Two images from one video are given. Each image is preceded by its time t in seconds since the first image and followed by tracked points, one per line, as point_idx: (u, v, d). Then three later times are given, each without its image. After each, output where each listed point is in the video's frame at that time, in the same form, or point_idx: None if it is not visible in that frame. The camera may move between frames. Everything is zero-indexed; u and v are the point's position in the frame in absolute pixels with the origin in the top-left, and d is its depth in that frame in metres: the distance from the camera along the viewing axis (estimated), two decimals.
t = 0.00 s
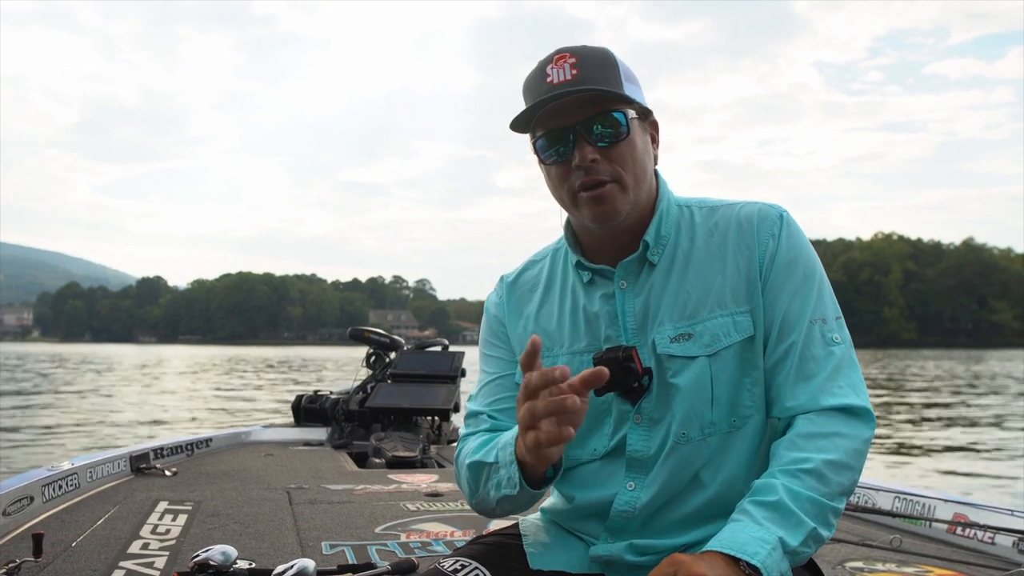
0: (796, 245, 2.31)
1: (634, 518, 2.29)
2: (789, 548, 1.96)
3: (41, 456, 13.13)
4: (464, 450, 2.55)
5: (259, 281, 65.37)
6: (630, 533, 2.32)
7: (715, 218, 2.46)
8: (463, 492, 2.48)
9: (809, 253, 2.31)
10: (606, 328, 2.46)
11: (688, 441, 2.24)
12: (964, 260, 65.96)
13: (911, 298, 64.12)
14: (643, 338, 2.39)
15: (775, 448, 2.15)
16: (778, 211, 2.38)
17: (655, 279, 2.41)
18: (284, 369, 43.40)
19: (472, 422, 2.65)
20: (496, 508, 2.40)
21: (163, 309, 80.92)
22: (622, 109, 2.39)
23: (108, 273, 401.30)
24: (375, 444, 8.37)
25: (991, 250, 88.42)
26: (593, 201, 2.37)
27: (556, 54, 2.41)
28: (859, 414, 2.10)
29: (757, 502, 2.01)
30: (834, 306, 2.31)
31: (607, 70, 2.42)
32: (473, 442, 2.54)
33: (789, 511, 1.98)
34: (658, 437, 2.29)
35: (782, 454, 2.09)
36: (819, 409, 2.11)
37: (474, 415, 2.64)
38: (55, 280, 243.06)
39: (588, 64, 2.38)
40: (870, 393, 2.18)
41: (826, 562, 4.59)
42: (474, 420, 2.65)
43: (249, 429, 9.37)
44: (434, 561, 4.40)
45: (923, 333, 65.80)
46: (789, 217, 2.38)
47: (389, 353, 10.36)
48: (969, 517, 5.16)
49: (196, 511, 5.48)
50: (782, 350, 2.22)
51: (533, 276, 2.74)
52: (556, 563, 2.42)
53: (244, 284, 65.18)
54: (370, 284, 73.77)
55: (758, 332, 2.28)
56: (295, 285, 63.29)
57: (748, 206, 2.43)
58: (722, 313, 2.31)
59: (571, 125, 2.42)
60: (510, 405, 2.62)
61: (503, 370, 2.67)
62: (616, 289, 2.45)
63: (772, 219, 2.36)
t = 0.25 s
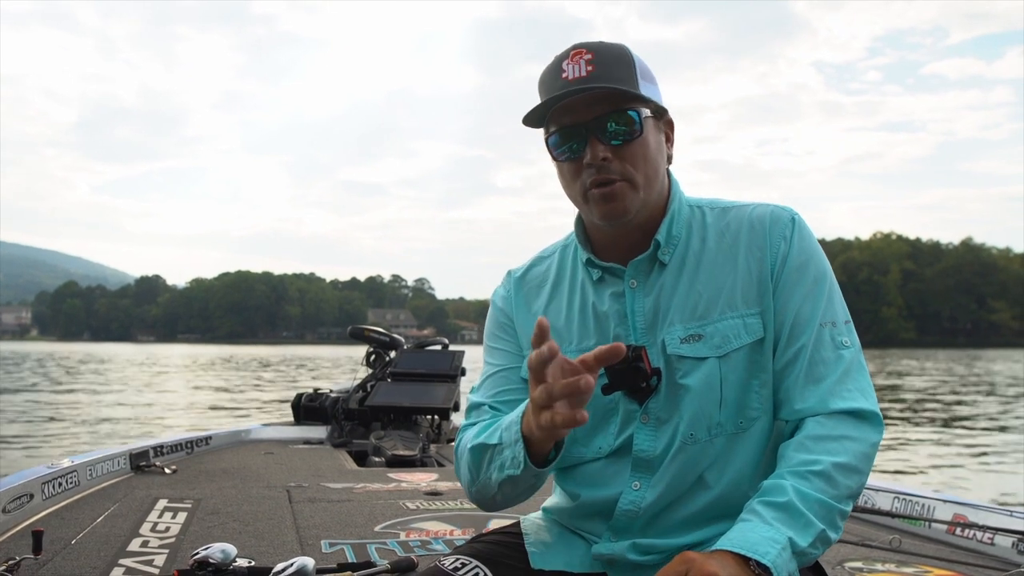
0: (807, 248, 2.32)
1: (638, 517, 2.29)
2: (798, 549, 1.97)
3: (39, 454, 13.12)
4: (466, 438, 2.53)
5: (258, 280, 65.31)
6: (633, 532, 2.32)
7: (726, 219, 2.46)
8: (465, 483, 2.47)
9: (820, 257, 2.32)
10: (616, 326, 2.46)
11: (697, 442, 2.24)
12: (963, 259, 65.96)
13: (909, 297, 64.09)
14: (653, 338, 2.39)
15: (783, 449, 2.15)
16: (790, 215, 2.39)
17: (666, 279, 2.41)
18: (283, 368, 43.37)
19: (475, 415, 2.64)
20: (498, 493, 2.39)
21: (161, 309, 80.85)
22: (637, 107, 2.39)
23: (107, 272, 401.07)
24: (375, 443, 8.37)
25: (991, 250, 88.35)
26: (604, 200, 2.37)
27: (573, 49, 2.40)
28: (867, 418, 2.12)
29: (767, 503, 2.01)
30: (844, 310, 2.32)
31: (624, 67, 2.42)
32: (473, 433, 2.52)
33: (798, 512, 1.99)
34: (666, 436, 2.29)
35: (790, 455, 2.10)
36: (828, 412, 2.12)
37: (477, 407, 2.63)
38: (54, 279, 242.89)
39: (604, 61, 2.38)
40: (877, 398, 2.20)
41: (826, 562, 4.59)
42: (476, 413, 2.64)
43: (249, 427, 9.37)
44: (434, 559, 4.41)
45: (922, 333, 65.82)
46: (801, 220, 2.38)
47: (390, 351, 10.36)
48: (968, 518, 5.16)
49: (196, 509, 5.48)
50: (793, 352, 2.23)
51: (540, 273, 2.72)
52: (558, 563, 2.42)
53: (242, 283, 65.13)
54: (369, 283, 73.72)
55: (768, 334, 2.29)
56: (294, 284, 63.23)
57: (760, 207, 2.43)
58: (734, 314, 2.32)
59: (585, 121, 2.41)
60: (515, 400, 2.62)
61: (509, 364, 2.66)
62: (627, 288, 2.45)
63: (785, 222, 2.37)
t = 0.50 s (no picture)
0: (818, 255, 2.32)
1: (639, 515, 2.29)
2: (796, 551, 1.97)
3: (35, 454, 13.09)
4: (475, 432, 2.54)
5: (254, 280, 65.31)
6: (632, 530, 2.32)
7: (736, 223, 2.45)
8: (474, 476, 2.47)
9: (829, 264, 2.32)
10: (624, 324, 2.46)
11: (700, 441, 2.24)
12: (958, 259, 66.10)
13: (906, 298, 64.23)
14: (661, 336, 2.38)
15: (784, 451, 2.15)
16: (801, 219, 2.38)
17: (675, 281, 2.41)
18: (279, 368, 43.31)
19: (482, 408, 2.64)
20: (506, 491, 2.40)
21: (157, 309, 80.67)
22: (606, 130, 2.33)
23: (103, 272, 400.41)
24: (374, 443, 8.36)
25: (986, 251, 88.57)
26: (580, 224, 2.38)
27: (547, 74, 2.43)
28: (870, 425, 2.12)
29: (767, 505, 2.01)
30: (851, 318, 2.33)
31: (598, 86, 2.37)
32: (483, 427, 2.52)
33: (798, 515, 1.99)
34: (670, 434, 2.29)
35: (793, 458, 2.10)
36: (832, 416, 2.12)
37: (485, 402, 2.63)
38: (49, 279, 242.60)
39: (572, 87, 2.37)
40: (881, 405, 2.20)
41: (823, 562, 4.60)
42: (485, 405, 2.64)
43: (247, 427, 9.35)
44: (432, 559, 4.41)
45: (918, 333, 65.95)
46: (812, 228, 2.38)
47: (388, 351, 10.34)
48: (965, 518, 5.17)
49: (194, 509, 5.48)
50: (800, 356, 2.23)
51: (552, 269, 2.71)
52: (556, 561, 2.42)
53: (239, 283, 65.08)
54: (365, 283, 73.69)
55: (776, 338, 2.29)
56: (290, 283, 63.19)
57: (772, 212, 2.43)
58: (743, 316, 2.32)
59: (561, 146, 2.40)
60: (524, 394, 2.63)
61: (517, 358, 2.67)
62: (636, 286, 2.44)
63: (796, 227, 2.36)
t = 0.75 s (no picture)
0: (821, 257, 2.33)
1: (638, 514, 2.30)
2: (795, 552, 1.98)
3: (32, 456, 13.05)
4: (480, 441, 2.55)
5: (250, 280, 65.22)
6: (631, 531, 2.33)
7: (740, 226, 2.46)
8: (478, 483, 2.49)
9: (832, 268, 2.32)
10: (626, 323, 2.46)
11: (701, 441, 2.25)
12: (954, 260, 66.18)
13: (902, 299, 64.29)
14: (662, 336, 2.39)
15: (783, 453, 2.16)
16: (805, 223, 2.39)
17: (678, 281, 2.41)
18: (275, 369, 43.24)
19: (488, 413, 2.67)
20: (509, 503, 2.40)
21: (153, 309, 80.51)
22: (606, 128, 2.34)
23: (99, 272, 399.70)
24: (372, 444, 8.35)
25: (981, 253, 88.75)
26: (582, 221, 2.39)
27: (548, 75, 2.43)
28: (869, 429, 2.13)
29: (767, 506, 2.02)
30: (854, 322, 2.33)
31: (596, 85, 2.37)
32: (490, 433, 2.54)
33: (797, 517, 2.00)
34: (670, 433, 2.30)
35: (792, 460, 2.10)
36: (832, 419, 2.13)
37: (489, 406, 2.66)
38: (45, 279, 242.14)
39: (572, 86, 2.37)
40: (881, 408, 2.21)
41: (822, 563, 4.60)
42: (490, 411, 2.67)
43: (246, 428, 9.34)
44: (431, 561, 4.40)
45: (914, 334, 66.03)
46: (816, 232, 2.38)
47: (386, 352, 10.33)
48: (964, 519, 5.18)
49: (193, 510, 5.47)
50: (802, 358, 2.24)
51: (556, 270, 2.72)
52: (554, 561, 2.42)
53: (235, 283, 64.99)
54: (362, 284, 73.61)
55: (778, 339, 2.29)
56: (286, 284, 63.12)
57: (775, 215, 2.43)
58: (743, 317, 2.32)
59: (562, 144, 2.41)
60: (527, 397, 2.64)
61: (520, 361, 2.68)
62: (639, 286, 2.45)
63: (799, 231, 2.36)
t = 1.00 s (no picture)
0: (817, 257, 2.32)
1: (636, 512, 2.30)
2: (792, 551, 1.98)
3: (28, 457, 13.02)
4: (479, 454, 2.57)
5: (247, 281, 65.17)
6: (629, 530, 2.32)
7: (737, 226, 2.46)
8: (476, 493, 2.50)
9: (827, 266, 2.32)
10: (622, 323, 2.46)
11: (697, 439, 2.25)
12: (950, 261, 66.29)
13: (898, 299, 64.39)
14: (658, 335, 2.39)
15: (779, 452, 2.16)
16: (800, 224, 2.39)
17: (674, 280, 2.41)
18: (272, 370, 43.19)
19: (489, 419, 2.68)
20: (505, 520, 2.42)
21: (149, 310, 80.33)
22: (619, 119, 2.36)
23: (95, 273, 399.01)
24: (371, 445, 8.34)
25: (977, 253, 88.98)
26: (593, 211, 2.40)
27: (561, 66, 2.42)
28: (864, 425, 2.12)
29: (763, 506, 2.02)
30: (849, 321, 2.32)
31: (610, 78, 2.39)
32: (488, 445, 2.56)
33: (793, 516, 2.00)
34: (665, 431, 2.30)
35: (787, 459, 2.10)
36: (827, 416, 2.12)
37: (489, 412, 2.69)
38: (41, 280, 241.72)
39: (587, 77, 2.38)
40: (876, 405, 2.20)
41: (821, 563, 4.61)
42: (492, 417, 2.68)
43: (245, 430, 9.33)
44: (429, 562, 4.40)
45: (910, 335, 66.13)
46: (812, 232, 2.38)
47: (386, 353, 10.32)
48: (963, 518, 5.19)
49: (191, 512, 5.46)
50: (796, 355, 2.23)
51: (555, 273, 2.72)
52: (552, 562, 2.40)
53: (232, 284, 64.92)
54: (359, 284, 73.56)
55: (774, 337, 2.28)
56: (283, 285, 63.05)
57: (771, 216, 2.43)
58: (738, 315, 2.31)
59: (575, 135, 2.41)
60: (524, 400, 2.65)
61: (517, 363, 2.68)
62: (636, 285, 2.45)
63: (795, 231, 2.36)
